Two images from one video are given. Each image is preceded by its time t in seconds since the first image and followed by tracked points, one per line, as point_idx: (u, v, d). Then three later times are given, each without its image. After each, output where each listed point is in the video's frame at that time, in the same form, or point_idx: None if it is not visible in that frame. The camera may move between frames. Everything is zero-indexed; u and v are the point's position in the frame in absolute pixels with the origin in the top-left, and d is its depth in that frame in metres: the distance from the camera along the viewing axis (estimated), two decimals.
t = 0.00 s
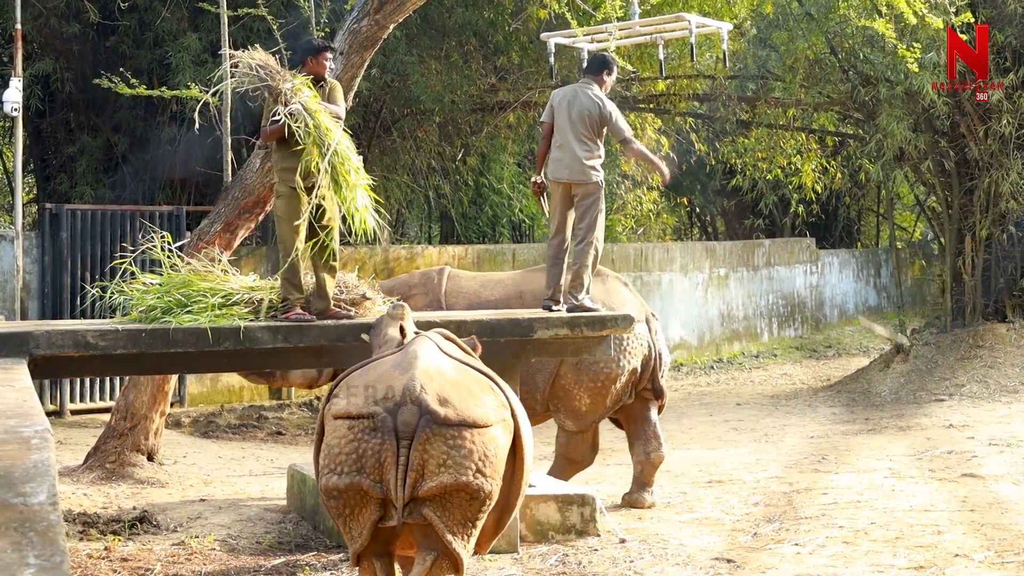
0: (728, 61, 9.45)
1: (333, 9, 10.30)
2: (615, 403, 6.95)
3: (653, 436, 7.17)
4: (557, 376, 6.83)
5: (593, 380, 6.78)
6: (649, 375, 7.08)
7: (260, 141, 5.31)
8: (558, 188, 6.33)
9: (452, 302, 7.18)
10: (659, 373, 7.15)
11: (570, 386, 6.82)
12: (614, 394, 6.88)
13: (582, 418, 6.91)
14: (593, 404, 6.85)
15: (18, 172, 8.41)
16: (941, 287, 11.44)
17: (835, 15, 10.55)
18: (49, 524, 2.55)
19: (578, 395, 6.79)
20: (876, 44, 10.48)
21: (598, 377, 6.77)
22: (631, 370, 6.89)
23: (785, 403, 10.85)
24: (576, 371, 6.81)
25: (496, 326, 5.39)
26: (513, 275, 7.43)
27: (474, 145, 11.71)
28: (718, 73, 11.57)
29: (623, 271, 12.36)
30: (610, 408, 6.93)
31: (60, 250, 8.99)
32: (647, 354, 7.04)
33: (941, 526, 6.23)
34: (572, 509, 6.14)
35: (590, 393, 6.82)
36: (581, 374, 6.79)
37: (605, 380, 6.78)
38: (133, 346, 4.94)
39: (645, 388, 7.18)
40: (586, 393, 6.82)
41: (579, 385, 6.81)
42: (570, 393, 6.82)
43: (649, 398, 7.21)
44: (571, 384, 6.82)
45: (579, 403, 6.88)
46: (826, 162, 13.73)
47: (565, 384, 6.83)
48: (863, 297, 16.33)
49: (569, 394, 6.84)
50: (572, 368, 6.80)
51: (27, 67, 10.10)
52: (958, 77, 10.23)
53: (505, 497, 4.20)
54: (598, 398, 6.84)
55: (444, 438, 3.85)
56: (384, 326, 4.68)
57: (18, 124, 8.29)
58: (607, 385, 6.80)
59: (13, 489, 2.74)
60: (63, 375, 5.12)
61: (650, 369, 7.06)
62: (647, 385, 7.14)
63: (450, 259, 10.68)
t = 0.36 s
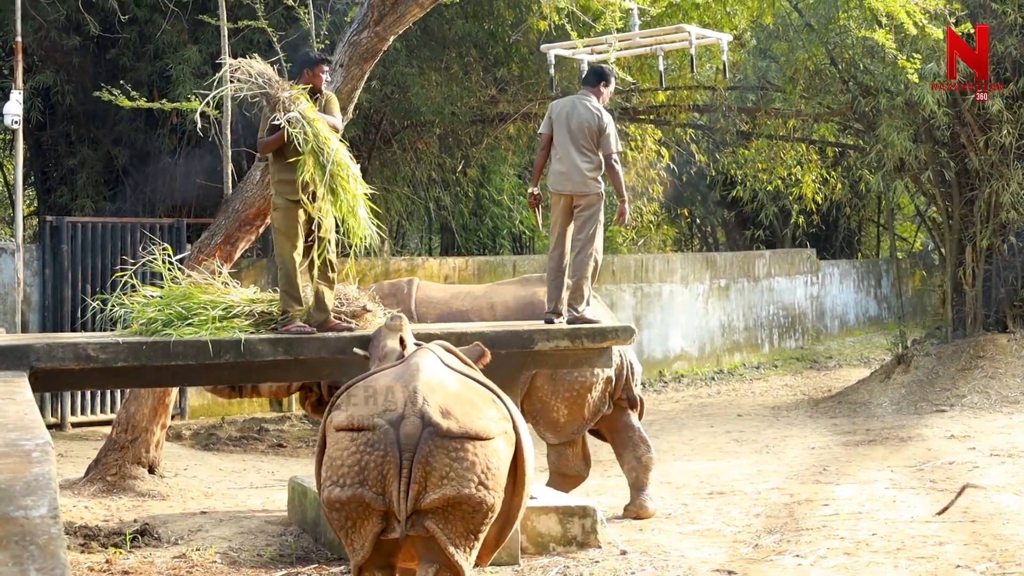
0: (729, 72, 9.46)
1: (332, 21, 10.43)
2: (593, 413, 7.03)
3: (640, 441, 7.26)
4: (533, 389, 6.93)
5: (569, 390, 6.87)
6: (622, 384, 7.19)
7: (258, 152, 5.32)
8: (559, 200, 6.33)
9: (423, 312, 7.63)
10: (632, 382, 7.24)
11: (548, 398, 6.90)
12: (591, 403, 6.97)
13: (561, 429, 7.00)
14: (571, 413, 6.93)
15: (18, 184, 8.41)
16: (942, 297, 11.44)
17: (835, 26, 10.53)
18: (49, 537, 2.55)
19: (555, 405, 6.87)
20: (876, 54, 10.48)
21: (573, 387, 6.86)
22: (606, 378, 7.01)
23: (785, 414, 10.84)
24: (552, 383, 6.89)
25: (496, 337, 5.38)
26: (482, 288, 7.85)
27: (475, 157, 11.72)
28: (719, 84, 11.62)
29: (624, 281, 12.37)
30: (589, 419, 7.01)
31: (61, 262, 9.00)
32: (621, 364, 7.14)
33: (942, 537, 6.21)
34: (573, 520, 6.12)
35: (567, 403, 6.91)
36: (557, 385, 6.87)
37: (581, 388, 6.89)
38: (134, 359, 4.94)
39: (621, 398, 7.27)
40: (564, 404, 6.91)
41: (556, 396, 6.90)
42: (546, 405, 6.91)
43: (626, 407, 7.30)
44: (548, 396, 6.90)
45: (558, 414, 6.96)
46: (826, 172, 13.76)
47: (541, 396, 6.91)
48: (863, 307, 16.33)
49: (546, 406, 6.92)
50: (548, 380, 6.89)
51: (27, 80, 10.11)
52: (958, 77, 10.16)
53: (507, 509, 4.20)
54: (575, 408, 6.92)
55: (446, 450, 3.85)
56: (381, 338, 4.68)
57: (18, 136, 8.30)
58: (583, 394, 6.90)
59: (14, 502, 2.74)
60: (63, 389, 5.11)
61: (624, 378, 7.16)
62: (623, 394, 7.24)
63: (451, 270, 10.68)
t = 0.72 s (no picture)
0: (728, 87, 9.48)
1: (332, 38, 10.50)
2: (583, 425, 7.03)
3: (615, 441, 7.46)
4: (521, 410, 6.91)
5: (560, 402, 6.87)
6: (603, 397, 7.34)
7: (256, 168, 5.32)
8: (557, 216, 6.35)
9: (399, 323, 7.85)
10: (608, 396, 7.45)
11: (538, 414, 6.87)
12: (581, 415, 6.98)
13: (554, 444, 6.96)
14: (564, 427, 6.91)
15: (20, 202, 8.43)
16: (942, 310, 11.44)
17: (835, 39, 10.55)
18: (50, 555, 2.55)
19: (547, 419, 6.84)
20: (876, 68, 10.50)
21: (563, 399, 6.86)
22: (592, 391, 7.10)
23: (787, 428, 10.83)
24: (541, 398, 6.87)
25: (497, 353, 5.38)
26: (456, 306, 7.96)
27: (475, 172, 11.74)
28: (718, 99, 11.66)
29: (625, 296, 12.38)
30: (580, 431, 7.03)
31: (62, 280, 9.01)
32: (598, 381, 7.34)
33: (944, 551, 6.19)
34: (575, 535, 6.09)
35: (558, 416, 6.89)
36: (547, 400, 6.86)
37: (571, 400, 6.89)
38: (135, 376, 4.94)
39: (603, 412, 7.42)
40: (555, 418, 6.89)
41: (546, 411, 6.88)
42: (538, 421, 6.89)
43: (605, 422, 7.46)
44: (539, 412, 6.88)
45: (549, 430, 6.93)
46: (827, 186, 13.79)
47: (530, 414, 6.89)
48: (865, 321, 16.33)
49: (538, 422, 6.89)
50: (537, 396, 6.88)
51: (27, 98, 10.15)
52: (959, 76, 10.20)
53: (509, 525, 4.18)
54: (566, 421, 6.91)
55: (446, 466, 3.84)
56: (377, 355, 4.67)
57: (19, 154, 8.32)
58: (573, 406, 6.90)
59: (15, 521, 2.74)
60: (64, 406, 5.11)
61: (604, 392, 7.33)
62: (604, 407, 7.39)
63: (451, 286, 10.69)
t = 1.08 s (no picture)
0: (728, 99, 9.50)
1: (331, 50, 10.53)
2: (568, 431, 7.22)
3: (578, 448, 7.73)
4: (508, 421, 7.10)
5: (546, 409, 7.07)
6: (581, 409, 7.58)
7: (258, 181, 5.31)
8: (556, 228, 6.35)
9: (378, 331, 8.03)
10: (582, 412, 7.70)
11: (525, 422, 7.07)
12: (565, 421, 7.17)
13: (542, 450, 7.12)
14: (551, 434, 7.10)
15: (19, 213, 8.44)
16: (942, 320, 11.45)
17: (834, 49, 10.52)
18: (50, 567, 2.54)
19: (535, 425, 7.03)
20: (874, 78, 10.46)
21: (550, 405, 7.06)
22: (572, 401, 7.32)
23: (787, 438, 10.82)
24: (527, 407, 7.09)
25: (497, 364, 5.38)
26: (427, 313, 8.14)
27: (474, 183, 11.77)
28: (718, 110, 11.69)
29: (625, 306, 12.39)
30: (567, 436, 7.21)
31: (62, 292, 9.01)
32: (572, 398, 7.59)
33: (945, 561, 6.18)
34: (575, 546, 5.71)
35: (545, 423, 7.08)
36: (533, 407, 7.07)
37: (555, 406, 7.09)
38: (134, 388, 4.94)
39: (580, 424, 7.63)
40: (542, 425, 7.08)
41: (533, 418, 7.07)
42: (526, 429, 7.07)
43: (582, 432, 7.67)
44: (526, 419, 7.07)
45: (536, 438, 7.10)
46: (827, 197, 13.82)
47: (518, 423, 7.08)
48: (864, 331, 16.33)
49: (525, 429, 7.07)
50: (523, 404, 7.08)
51: (27, 110, 10.17)
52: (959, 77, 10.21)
53: (510, 536, 4.18)
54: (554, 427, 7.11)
55: (447, 477, 3.84)
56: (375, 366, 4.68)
57: (19, 166, 8.33)
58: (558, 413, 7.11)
59: (14, 533, 2.74)
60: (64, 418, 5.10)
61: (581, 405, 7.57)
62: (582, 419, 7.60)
63: (451, 297, 10.69)
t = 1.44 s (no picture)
0: (728, 106, 9.50)
1: (331, 55, 10.55)
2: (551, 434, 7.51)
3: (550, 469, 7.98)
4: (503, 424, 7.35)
5: (534, 409, 7.36)
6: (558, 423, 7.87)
7: (261, 185, 5.29)
8: (558, 234, 6.35)
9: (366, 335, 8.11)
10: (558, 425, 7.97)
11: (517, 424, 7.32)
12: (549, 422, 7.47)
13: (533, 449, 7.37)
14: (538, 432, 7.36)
15: (19, 217, 8.44)
16: (941, 328, 11.45)
17: (834, 57, 10.50)
18: (48, 571, 2.54)
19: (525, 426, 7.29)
20: (874, 86, 10.46)
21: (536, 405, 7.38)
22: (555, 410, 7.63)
23: (786, 446, 10.81)
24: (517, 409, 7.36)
25: (496, 370, 5.38)
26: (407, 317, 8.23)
27: (474, 189, 11.79)
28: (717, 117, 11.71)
29: (624, 313, 12.40)
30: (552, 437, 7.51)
31: (61, 296, 9.02)
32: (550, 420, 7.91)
33: (943, 569, 6.17)
34: (573, 552, 5.67)
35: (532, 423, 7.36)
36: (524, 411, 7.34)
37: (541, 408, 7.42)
38: (133, 393, 4.94)
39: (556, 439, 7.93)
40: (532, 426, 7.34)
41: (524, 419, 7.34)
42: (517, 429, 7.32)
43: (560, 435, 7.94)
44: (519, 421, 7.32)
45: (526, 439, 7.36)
46: (826, 205, 13.84)
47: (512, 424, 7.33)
48: (863, 338, 16.33)
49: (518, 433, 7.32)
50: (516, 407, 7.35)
51: (27, 114, 10.18)
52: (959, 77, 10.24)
53: (506, 543, 4.18)
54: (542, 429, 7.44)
55: (445, 483, 3.83)
56: (373, 371, 4.67)
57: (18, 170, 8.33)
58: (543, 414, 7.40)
59: (12, 537, 2.73)
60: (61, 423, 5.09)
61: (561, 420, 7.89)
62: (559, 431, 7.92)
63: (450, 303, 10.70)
